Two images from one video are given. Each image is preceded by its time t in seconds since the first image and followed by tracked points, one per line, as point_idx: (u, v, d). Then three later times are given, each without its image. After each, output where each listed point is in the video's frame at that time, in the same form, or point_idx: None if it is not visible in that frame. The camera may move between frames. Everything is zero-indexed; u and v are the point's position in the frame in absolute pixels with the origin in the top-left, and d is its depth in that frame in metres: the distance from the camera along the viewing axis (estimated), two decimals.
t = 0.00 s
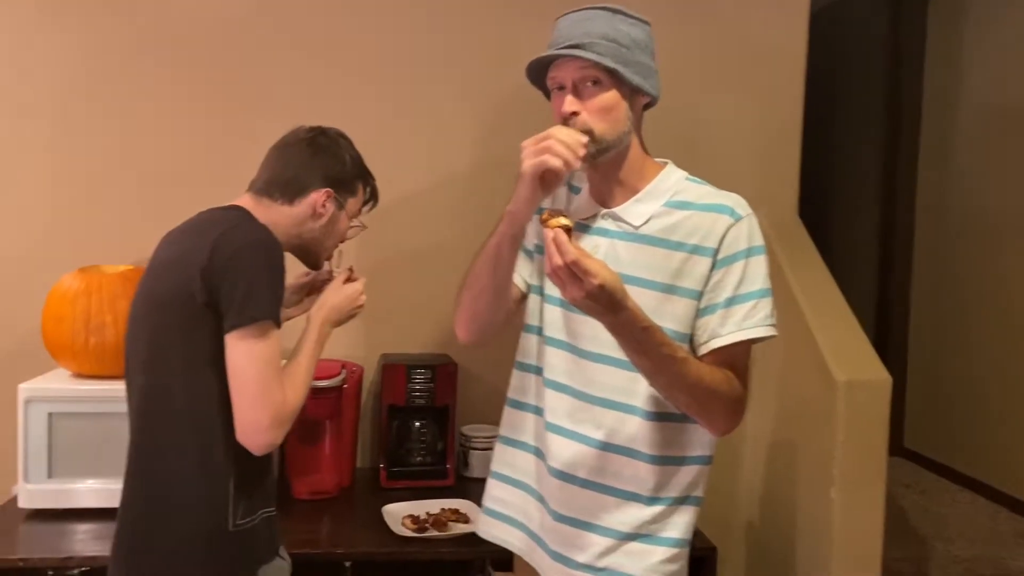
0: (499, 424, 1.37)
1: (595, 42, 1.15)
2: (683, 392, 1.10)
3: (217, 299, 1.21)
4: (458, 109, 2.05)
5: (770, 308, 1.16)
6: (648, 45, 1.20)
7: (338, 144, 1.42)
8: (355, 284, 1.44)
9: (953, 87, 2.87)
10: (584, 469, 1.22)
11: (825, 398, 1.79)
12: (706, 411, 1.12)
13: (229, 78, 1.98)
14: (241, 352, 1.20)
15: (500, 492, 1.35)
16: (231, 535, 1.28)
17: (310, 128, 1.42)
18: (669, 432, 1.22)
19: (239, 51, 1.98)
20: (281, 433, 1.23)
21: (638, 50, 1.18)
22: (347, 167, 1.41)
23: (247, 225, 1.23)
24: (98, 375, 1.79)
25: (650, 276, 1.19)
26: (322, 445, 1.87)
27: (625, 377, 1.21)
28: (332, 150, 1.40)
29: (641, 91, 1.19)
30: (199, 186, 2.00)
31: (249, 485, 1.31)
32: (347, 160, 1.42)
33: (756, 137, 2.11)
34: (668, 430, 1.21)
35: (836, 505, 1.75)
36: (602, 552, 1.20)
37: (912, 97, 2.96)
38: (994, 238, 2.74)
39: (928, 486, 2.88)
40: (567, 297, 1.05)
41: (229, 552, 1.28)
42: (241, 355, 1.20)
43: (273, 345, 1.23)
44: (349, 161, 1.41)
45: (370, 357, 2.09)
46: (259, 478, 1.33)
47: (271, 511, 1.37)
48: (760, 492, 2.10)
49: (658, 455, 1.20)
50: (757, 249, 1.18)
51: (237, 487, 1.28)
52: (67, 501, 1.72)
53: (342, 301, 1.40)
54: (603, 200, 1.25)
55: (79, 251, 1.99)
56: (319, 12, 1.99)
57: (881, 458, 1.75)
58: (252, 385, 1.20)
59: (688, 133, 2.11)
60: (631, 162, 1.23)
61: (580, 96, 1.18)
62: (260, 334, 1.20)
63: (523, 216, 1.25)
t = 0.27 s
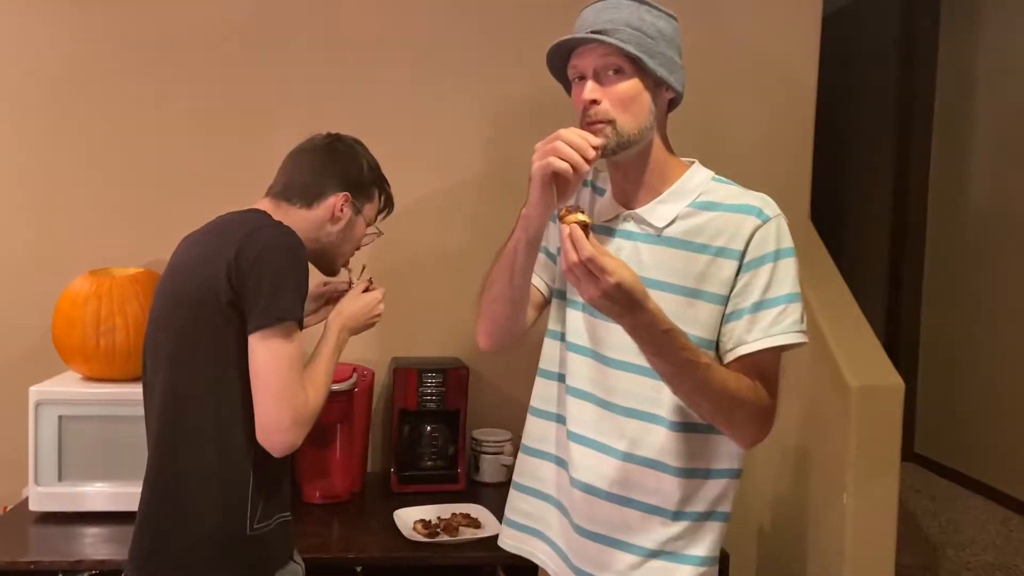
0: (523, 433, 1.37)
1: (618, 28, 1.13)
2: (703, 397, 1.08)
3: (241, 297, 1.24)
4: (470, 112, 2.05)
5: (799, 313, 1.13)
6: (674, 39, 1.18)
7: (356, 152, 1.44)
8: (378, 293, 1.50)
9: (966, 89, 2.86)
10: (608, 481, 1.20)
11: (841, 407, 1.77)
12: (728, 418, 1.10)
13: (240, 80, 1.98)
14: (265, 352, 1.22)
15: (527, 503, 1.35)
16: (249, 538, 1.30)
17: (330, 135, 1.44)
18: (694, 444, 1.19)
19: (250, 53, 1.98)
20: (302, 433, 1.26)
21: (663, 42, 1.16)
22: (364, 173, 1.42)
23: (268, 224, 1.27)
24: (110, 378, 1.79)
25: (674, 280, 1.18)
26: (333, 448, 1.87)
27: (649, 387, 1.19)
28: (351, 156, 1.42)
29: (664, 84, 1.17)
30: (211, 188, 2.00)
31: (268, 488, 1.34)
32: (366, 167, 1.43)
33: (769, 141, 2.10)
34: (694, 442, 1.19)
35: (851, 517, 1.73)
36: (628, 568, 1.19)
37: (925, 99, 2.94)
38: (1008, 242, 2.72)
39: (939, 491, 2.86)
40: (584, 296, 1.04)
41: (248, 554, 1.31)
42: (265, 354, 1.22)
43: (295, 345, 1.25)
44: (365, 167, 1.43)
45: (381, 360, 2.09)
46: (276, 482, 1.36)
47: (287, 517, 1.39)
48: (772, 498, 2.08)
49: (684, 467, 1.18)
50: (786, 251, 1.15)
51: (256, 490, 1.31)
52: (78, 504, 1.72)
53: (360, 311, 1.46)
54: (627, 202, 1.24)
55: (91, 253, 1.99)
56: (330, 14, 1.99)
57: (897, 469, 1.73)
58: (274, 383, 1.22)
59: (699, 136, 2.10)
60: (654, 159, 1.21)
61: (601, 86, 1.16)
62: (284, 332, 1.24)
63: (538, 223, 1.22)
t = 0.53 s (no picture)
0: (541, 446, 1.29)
1: (637, 35, 1.04)
2: (723, 414, 0.98)
3: (254, 304, 1.25)
4: (475, 117, 2.05)
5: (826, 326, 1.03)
6: (697, 36, 1.08)
7: (363, 155, 1.43)
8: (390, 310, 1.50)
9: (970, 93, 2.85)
10: (623, 499, 1.11)
11: (847, 413, 1.78)
12: (749, 436, 1.00)
13: (245, 84, 1.99)
14: (278, 356, 1.23)
15: (541, 518, 1.26)
16: (262, 544, 1.30)
17: (336, 140, 1.44)
18: (716, 461, 1.10)
19: (255, 58, 1.98)
20: (313, 439, 1.26)
21: (684, 43, 1.06)
22: (372, 176, 1.43)
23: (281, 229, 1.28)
24: (116, 382, 1.79)
25: (692, 288, 1.09)
26: (338, 452, 1.86)
27: (668, 399, 1.10)
28: (358, 160, 1.42)
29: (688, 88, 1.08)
30: (216, 192, 2.00)
31: (280, 494, 1.34)
32: (373, 171, 1.43)
33: (774, 146, 2.10)
34: (717, 459, 1.10)
35: (857, 524, 1.72)
36: None
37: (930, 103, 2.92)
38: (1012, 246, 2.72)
39: (945, 496, 2.85)
40: (594, 300, 0.97)
41: (261, 559, 1.31)
42: (278, 359, 1.23)
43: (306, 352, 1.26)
44: (372, 171, 1.43)
45: (386, 365, 2.08)
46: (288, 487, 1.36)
47: (298, 521, 1.39)
48: (778, 503, 2.08)
49: (704, 486, 1.09)
50: (813, 260, 1.05)
51: (268, 495, 1.31)
52: (82, 509, 1.71)
53: (374, 324, 1.46)
54: (647, 205, 1.15)
55: (95, 257, 1.99)
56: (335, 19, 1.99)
57: (903, 475, 1.73)
58: (287, 388, 1.22)
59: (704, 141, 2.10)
60: (678, 165, 1.13)
61: (622, 97, 1.07)
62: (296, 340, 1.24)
63: (551, 230, 1.18)
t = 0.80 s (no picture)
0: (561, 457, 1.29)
1: (657, 31, 1.03)
2: (734, 426, 0.96)
3: (263, 307, 1.25)
4: (480, 120, 2.06)
5: (845, 335, 0.99)
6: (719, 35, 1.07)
7: (368, 155, 1.44)
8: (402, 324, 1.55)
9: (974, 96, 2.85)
10: (636, 514, 1.10)
11: (852, 415, 1.78)
12: (763, 448, 0.97)
13: (251, 87, 1.99)
14: (288, 361, 1.24)
15: (560, 530, 1.26)
16: (271, 544, 1.30)
17: (342, 139, 1.45)
18: (731, 476, 1.08)
19: (261, 60, 1.99)
20: (319, 444, 1.28)
21: (705, 41, 1.05)
22: (377, 177, 1.44)
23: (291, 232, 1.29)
24: (122, 385, 1.80)
25: (707, 297, 1.07)
26: (344, 454, 1.87)
27: (681, 411, 1.09)
28: (363, 160, 1.43)
29: (709, 90, 1.06)
30: (222, 194, 2.01)
31: (288, 495, 1.34)
32: (378, 172, 1.44)
33: (778, 148, 2.11)
34: (732, 475, 1.08)
35: (862, 526, 1.73)
36: None
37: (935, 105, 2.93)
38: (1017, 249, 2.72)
39: (950, 498, 2.85)
40: (596, 310, 0.94)
41: (271, 560, 1.31)
42: (288, 364, 1.24)
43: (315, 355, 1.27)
44: (376, 170, 1.44)
45: (391, 367, 2.09)
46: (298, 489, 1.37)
47: (308, 522, 1.39)
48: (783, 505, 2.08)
49: (719, 503, 1.07)
50: (833, 267, 1.02)
51: (279, 495, 1.32)
52: (90, 510, 1.72)
53: (385, 336, 1.50)
54: (663, 211, 1.13)
55: (101, 259, 1.99)
56: (340, 22, 2.00)
57: (908, 477, 1.73)
58: (298, 393, 1.24)
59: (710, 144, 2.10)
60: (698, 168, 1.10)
61: (641, 96, 1.06)
62: (304, 343, 1.25)
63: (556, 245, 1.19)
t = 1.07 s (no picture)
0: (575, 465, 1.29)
1: (659, 33, 1.03)
2: (727, 433, 0.94)
3: (262, 309, 1.26)
4: (485, 121, 2.07)
5: (846, 345, 0.98)
6: (725, 36, 1.07)
7: (368, 151, 1.45)
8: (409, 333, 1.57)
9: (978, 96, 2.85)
10: (637, 522, 1.10)
11: (855, 414, 1.79)
12: (758, 458, 0.95)
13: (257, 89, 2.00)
14: (287, 360, 1.26)
15: (572, 537, 1.27)
16: (274, 545, 1.31)
17: (341, 137, 1.46)
18: (734, 487, 1.07)
19: (266, 63, 2.00)
20: (320, 444, 1.30)
21: (710, 42, 1.05)
22: (376, 172, 1.45)
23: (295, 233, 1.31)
24: (130, 385, 1.81)
25: (711, 303, 1.07)
26: (349, 454, 1.88)
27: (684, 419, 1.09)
28: (363, 156, 1.44)
29: (713, 92, 1.06)
30: (229, 196, 2.02)
31: (292, 496, 1.35)
32: (378, 168, 1.46)
33: (782, 150, 2.12)
34: (736, 486, 1.07)
35: (865, 525, 1.74)
36: None
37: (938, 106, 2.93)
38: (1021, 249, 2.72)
39: (954, 499, 2.85)
40: (587, 311, 0.93)
41: (275, 562, 1.32)
42: (287, 365, 1.26)
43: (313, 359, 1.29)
44: (377, 167, 1.45)
45: (397, 368, 2.10)
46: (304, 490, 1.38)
47: (315, 522, 1.40)
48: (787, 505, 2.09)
49: (720, 514, 1.06)
50: (836, 273, 1.01)
51: (284, 493, 1.32)
52: (97, 510, 1.73)
53: (392, 342, 1.53)
54: (671, 215, 1.14)
55: (109, 261, 2.01)
56: (345, 25, 2.01)
57: (913, 476, 1.74)
58: (298, 393, 1.26)
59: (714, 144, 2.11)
60: (701, 172, 1.09)
61: (643, 100, 1.06)
62: (304, 345, 1.27)
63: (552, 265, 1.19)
